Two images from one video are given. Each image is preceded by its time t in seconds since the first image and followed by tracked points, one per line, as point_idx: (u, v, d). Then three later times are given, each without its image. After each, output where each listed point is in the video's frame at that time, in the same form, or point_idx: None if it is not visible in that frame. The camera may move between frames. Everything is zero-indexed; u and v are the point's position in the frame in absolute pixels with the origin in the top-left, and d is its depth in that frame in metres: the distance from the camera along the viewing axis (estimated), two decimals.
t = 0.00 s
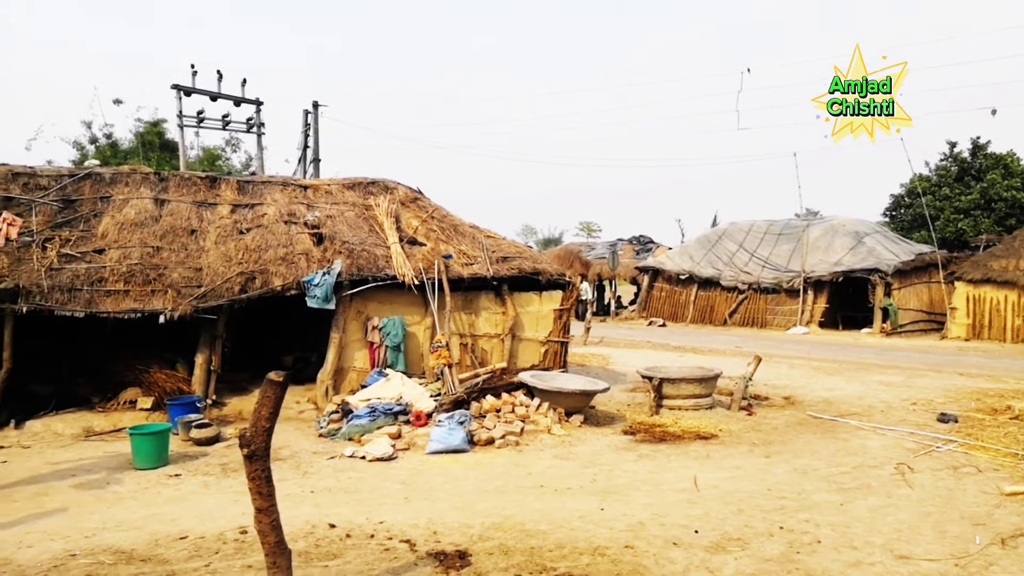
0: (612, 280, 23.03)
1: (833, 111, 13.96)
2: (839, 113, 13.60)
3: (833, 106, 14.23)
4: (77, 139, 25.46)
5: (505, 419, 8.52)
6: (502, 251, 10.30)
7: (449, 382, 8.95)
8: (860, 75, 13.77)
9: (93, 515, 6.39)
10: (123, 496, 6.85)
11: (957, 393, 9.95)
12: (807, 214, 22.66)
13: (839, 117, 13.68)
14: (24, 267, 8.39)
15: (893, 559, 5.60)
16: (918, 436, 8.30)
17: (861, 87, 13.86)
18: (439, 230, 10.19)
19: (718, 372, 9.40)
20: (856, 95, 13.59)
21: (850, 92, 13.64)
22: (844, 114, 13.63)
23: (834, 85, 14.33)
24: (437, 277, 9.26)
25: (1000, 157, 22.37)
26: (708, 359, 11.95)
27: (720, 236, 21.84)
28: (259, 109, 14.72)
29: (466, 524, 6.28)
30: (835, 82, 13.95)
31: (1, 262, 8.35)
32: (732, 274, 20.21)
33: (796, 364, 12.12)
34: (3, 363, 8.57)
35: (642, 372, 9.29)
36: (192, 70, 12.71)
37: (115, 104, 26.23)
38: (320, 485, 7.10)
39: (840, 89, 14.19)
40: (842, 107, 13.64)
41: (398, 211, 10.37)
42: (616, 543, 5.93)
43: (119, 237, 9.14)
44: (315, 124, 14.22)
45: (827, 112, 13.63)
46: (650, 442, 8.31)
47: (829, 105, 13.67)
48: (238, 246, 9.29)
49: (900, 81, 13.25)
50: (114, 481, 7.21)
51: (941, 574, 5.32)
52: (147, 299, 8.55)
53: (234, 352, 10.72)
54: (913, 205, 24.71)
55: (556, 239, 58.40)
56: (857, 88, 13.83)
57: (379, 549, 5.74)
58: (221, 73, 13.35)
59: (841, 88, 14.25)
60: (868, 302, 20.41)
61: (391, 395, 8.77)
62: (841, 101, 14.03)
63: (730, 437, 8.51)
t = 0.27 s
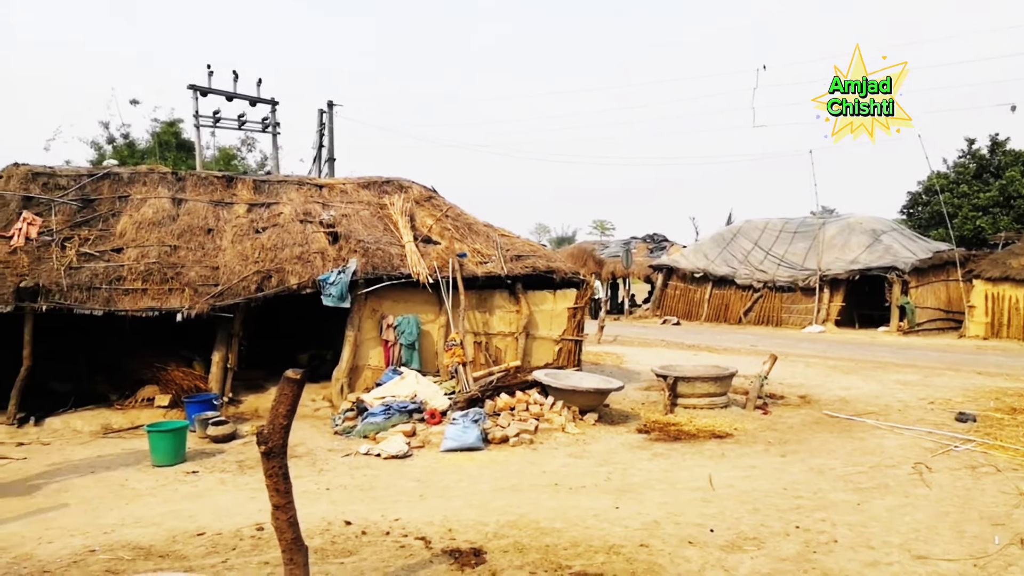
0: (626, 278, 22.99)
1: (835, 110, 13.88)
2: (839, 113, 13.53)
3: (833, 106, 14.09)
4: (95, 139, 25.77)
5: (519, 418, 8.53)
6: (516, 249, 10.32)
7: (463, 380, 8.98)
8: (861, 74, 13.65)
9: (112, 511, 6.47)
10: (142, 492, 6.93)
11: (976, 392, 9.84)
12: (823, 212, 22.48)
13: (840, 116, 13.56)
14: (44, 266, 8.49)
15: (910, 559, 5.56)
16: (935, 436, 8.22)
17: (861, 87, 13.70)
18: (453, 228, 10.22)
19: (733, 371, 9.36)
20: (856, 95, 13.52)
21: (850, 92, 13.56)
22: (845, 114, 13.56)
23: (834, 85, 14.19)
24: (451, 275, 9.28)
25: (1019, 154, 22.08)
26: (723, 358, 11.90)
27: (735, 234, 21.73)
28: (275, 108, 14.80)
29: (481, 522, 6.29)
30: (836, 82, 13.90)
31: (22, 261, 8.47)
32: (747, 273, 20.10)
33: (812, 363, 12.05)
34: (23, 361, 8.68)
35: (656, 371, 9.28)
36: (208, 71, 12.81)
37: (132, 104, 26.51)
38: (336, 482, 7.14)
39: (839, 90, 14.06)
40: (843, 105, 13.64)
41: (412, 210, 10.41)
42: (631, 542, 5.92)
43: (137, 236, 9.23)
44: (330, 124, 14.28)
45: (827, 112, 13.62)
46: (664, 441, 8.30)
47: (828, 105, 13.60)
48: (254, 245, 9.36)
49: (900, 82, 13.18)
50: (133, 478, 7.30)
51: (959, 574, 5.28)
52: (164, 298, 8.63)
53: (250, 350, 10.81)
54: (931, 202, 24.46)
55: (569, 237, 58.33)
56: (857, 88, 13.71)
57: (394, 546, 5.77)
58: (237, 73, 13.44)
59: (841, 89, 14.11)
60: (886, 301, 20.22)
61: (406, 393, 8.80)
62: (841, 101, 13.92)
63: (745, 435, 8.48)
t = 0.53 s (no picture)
0: (639, 277, 22.93)
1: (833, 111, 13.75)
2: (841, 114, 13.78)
3: (833, 106, 14.02)
4: (112, 137, 25.99)
5: (532, 416, 8.54)
6: (530, 248, 10.33)
7: (476, 378, 9.00)
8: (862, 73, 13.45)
9: (129, 506, 6.54)
10: (159, 488, 6.99)
11: (993, 393, 9.75)
12: (838, 211, 22.34)
13: (840, 115, 13.31)
14: (62, 264, 8.58)
15: (927, 561, 5.51)
16: (952, 437, 8.15)
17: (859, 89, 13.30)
18: (467, 227, 10.24)
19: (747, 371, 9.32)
20: (855, 95, 13.26)
21: (849, 92, 13.33)
22: (844, 114, 13.26)
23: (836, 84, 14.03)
24: (464, 274, 9.30)
25: None
26: (737, 358, 11.86)
27: (749, 233, 21.63)
28: (290, 107, 14.85)
29: (495, 520, 6.30)
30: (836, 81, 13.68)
31: (40, 258, 8.56)
32: (762, 272, 20.00)
33: (827, 363, 11.98)
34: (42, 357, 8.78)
35: (670, 370, 9.26)
36: (223, 69, 12.89)
37: (149, 102, 26.73)
38: (350, 479, 7.17)
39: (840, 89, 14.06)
40: (841, 106, 13.70)
41: (426, 209, 10.43)
42: (645, 542, 5.91)
43: (154, 234, 9.30)
44: (344, 122, 14.32)
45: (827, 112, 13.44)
46: (678, 441, 8.28)
47: (828, 105, 13.42)
48: (269, 243, 9.41)
49: (900, 82, 12.77)
50: (150, 474, 7.36)
51: None
52: (180, 295, 8.69)
53: (265, 347, 10.89)
54: (948, 202, 24.22)
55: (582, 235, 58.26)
56: (857, 88, 13.35)
57: (408, 543, 5.79)
58: (252, 71, 13.52)
59: (842, 88, 13.93)
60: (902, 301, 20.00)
61: (420, 391, 8.84)
62: (841, 101, 13.81)
63: (760, 436, 8.44)
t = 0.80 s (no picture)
0: (651, 276, 22.88)
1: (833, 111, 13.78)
2: (839, 113, 13.65)
3: (832, 105, 13.80)
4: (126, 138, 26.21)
5: (545, 416, 8.54)
6: (542, 248, 10.33)
7: (489, 378, 9.01)
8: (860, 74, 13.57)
9: (146, 505, 6.59)
10: (175, 487, 7.04)
11: (1011, 393, 9.64)
12: (852, 210, 22.19)
13: (839, 116, 13.65)
14: (79, 265, 8.65)
15: (945, 562, 5.46)
16: (970, 437, 8.08)
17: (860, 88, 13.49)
18: (479, 227, 10.25)
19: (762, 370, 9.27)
20: (855, 95, 13.53)
21: (849, 92, 13.62)
22: (844, 115, 13.59)
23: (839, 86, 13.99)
24: (477, 274, 9.31)
25: None
26: (751, 357, 11.80)
27: (762, 232, 21.54)
28: (302, 108, 14.90)
29: (509, 520, 6.31)
30: (835, 83, 13.80)
31: (57, 259, 8.64)
32: (775, 271, 19.90)
33: (842, 363, 11.91)
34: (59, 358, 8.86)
35: (684, 370, 9.23)
36: (236, 71, 12.95)
37: (164, 104, 26.94)
38: (364, 478, 7.20)
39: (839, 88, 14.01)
40: (841, 111, 13.63)
41: (438, 209, 10.45)
42: (660, 542, 5.90)
43: (169, 234, 9.37)
44: (356, 123, 14.36)
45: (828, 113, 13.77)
46: (692, 440, 8.25)
47: (828, 105, 13.73)
48: (283, 244, 9.45)
49: (900, 82, 13.11)
50: (166, 473, 7.42)
51: None
52: (195, 296, 8.73)
53: (280, 347, 10.94)
54: (964, 200, 23.99)
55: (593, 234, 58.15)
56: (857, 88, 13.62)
57: (423, 543, 5.80)
58: (265, 73, 13.59)
59: (842, 87, 13.94)
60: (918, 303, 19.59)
61: (433, 391, 8.85)
62: (841, 101, 13.76)
63: (774, 436, 8.40)
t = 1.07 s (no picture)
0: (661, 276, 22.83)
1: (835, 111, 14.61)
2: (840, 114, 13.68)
3: (833, 106, 13.96)
4: (139, 140, 26.41)
5: (556, 416, 8.54)
6: (553, 248, 10.34)
7: (500, 378, 9.03)
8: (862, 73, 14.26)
9: (159, 504, 6.63)
10: (188, 487, 7.08)
11: None
12: (865, 210, 22.07)
13: (839, 115, 14.55)
14: (93, 265, 8.73)
15: (960, 563, 5.42)
16: (984, 438, 8.02)
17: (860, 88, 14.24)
18: (490, 227, 10.27)
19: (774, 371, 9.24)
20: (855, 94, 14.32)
21: (849, 92, 14.46)
22: (844, 114, 14.46)
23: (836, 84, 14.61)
24: (488, 274, 9.33)
25: None
26: (763, 358, 11.76)
27: (774, 232, 21.48)
28: (313, 108, 14.96)
29: (520, 520, 6.31)
30: (836, 82, 14.55)
31: (72, 260, 8.72)
32: (787, 271, 19.81)
33: (854, 363, 11.85)
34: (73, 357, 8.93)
35: (695, 370, 9.21)
36: (248, 72, 13.03)
37: (176, 106, 27.12)
38: (376, 478, 7.22)
39: (838, 89, 14.09)
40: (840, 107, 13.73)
41: (449, 209, 10.48)
42: (672, 543, 5.88)
43: (182, 235, 9.44)
44: (366, 124, 14.40)
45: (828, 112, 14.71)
46: (703, 441, 8.23)
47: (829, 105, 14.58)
48: (295, 244, 9.50)
49: (900, 82, 13.82)
50: (180, 472, 7.47)
51: None
52: (208, 296, 8.79)
53: (291, 347, 10.99)
54: (977, 199, 23.81)
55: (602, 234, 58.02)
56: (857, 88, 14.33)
57: (435, 543, 5.81)
58: (276, 74, 13.64)
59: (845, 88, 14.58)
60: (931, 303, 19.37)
61: (444, 390, 8.87)
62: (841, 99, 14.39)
63: (786, 436, 8.37)
